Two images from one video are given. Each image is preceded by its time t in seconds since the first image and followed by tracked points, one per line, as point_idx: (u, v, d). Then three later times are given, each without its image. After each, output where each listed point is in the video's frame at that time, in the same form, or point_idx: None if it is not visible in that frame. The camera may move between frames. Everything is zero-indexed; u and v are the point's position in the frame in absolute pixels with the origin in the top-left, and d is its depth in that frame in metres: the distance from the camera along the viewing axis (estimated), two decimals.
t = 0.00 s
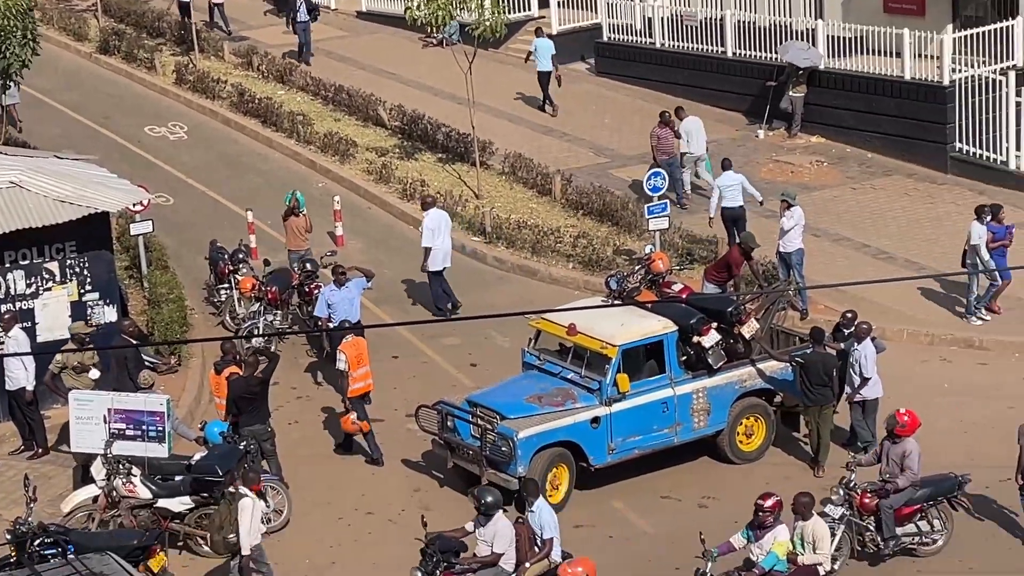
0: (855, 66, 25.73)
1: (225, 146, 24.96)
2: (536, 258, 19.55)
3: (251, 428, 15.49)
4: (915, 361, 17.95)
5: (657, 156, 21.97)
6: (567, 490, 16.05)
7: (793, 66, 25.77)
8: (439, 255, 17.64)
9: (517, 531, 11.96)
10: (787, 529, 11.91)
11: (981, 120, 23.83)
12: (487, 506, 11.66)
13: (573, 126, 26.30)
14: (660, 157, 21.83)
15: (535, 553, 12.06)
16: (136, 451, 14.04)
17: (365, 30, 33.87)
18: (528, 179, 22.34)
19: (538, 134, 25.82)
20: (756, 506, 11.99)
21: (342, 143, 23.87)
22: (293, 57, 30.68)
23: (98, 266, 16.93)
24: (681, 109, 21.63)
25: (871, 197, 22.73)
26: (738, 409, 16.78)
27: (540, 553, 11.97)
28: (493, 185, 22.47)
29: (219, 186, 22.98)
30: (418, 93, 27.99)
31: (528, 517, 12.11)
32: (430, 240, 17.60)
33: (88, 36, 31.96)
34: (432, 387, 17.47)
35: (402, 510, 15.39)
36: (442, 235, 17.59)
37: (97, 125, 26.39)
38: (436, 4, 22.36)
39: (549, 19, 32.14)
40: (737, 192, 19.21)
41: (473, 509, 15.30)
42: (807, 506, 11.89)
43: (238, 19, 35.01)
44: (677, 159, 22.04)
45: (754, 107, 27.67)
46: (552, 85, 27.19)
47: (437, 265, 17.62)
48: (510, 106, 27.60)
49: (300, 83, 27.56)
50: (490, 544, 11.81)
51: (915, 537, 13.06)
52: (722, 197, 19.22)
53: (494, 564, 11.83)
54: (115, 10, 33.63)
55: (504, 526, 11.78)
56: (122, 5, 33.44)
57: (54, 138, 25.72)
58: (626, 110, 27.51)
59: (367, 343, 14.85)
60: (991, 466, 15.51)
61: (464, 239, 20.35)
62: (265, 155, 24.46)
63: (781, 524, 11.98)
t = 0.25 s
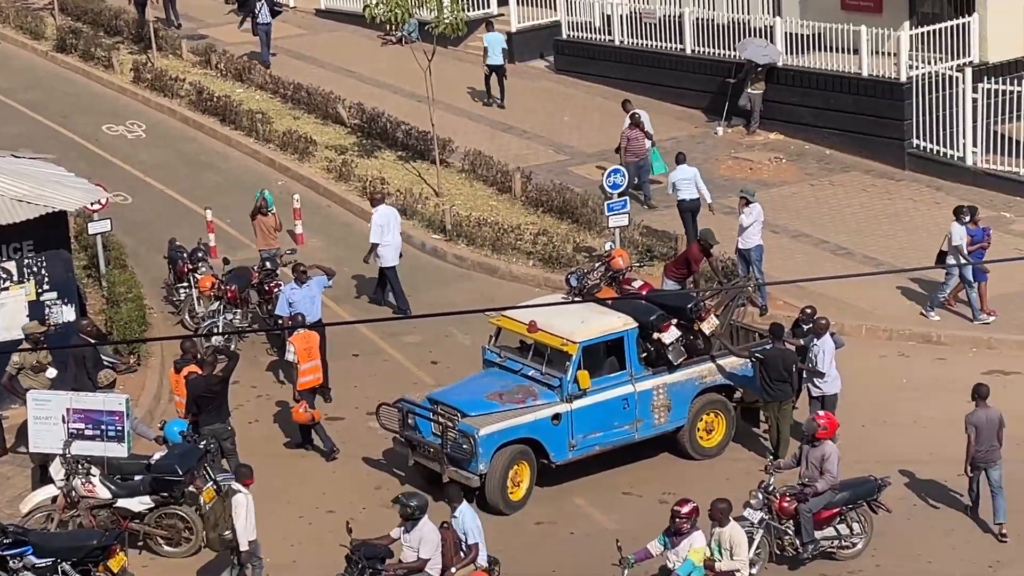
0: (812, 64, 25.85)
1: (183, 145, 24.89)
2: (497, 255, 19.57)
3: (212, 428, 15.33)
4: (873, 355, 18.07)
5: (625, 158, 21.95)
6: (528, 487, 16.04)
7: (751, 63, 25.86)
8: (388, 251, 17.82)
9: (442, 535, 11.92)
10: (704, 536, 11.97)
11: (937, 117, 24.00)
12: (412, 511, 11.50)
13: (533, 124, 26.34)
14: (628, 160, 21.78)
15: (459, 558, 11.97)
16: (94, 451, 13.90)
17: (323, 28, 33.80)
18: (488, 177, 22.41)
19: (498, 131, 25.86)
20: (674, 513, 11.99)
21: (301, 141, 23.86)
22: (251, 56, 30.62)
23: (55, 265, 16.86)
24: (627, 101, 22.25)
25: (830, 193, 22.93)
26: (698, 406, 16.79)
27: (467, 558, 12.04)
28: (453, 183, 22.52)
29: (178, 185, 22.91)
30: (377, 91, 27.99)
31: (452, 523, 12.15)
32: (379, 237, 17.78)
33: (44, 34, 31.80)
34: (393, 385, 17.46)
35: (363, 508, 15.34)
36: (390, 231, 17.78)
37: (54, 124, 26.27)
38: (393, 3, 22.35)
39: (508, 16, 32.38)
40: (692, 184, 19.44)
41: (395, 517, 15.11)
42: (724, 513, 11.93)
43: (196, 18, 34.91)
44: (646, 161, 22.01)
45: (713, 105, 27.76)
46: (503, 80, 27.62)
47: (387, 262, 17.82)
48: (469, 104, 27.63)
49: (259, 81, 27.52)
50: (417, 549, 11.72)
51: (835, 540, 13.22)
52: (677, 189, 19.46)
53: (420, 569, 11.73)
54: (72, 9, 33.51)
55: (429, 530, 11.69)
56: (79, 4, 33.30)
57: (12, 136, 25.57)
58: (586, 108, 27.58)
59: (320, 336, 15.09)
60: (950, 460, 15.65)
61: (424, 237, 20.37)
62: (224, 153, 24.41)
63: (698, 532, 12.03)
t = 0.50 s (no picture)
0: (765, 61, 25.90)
1: (133, 144, 24.76)
2: (450, 253, 19.62)
3: (164, 429, 15.00)
4: (825, 352, 18.16)
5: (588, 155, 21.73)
6: (484, 485, 15.87)
7: (703, 61, 26.00)
8: (326, 249, 17.80)
9: (354, 544, 11.49)
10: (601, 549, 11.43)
11: (889, 113, 24.00)
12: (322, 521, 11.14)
13: (488, 123, 26.37)
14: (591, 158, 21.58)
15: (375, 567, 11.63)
16: (45, 453, 13.59)
17: (275, 26, 33.67)
18: (441, 175, 22.44)
19: (451, 129, 25.87)
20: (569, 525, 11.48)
21: (253, 140, 23.79)
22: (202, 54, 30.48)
23: (5, 266, 16.72)
24: (567, 97, 22.74)
25: (782, 190, 23.04)
26: (652, 403, 16.72)
27: (379, 567, 11.55)
28: (406, 181, 22.55)
29: (129, 185, 22.79)
30: (329, 89, 27.94)
31: (365, 531, 11.67)
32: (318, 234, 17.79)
33: None
34: (346, 384, 17.44)
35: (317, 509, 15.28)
36: (329, 228, 17.76)
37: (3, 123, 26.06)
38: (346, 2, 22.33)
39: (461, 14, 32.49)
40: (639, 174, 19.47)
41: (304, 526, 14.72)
42: (621, 524, 11.42)
43: (147, 16, 34.72)
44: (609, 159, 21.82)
45: (666, 102, 27.85)
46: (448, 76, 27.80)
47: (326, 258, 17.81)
48: (422, 103, 27.64)
49: (210, 79, 27.43)
50: (327, 558, 11.42)
51: (741, 547, 12.99)
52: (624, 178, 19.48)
53: None
54: (20, 8, 33.26)
55: (340, 538, 11.34)
56: (27, 2, 33.05)
57: None
58: (540, 105, 27.61)
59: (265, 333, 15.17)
60: (902, 456, 15.74)
61: (377, 236, 20.41)
62: (174, 153, 24.32)
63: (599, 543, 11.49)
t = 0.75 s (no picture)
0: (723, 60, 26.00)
1: (91, 144, 24.65)
2: (410, 252, 19.74)
3: (122, 429, 14.82)
4: (785, 349, 18.24)
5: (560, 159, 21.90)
6: (444, 484, 15.63)
7: (662, 59, 26.03)
8: (280, 241, 18.13)
9: (273, 554, 11.35)
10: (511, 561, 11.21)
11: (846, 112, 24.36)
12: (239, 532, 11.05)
13: (449, 121, 26.40)
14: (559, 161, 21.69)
15: None
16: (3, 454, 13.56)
17: (234, 24, 33.57)
18: (401, 174, 22.49)
19: (411, 128, 25.88)
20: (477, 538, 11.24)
21: (212, 139, 23.74)
22: (161, 52, 30.39)
23: None
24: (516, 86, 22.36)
25: (740, 188, 23.16)
26: (613, 401, 16.55)
27: None
28: (365, 180, 22.60)
29: (87, 184, 22.68)
30: (288, 88, 27.89)
31: (285, 540, 11.64)
32: (270, 227, 18.10)
33: None
34: (305, 383, 17.42)
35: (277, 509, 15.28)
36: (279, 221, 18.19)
37: None
38: None
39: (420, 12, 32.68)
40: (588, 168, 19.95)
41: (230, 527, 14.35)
42: (529, 537, 11.22)
43: (103, 15, 34.55)
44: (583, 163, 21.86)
45: (625, 101, 27.93)
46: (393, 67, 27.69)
47: (280, 252, 18.13)
48: (381, 101, 27.64)
49: (168, 78, 27.36)
50: (246, 569, 11.22)
51: (660, 555, 12.79)
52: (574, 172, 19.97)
53: None
54: None
55: (257, 549, 11.18)
56: None
57: None
58: (501, 104, 27.64)
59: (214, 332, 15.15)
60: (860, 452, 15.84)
61: (337, 235, 20.50)
62: (132, 152, 24.23)
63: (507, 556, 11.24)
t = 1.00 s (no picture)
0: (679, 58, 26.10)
1: (45, 144, 24.53)
2: (368, 251, 19.81)
3: (79, 431, 14.65)
4: (741, 345, 18.32)
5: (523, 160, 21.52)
6: (403, 483, 15.52)
7: (618, 57, 26.08)
8: (222, 240, 18.18)
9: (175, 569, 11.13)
10: None
11: (801, 110, 24.57)
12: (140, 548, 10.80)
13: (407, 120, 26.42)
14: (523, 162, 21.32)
15: None
16: None
17: (188, 23, 33.46)
18: (358, 173, 22.54)
19: (368, 127, 25.87)
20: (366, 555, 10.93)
21: (168, 138, 23.67)
22: (115, 51, 30.29)
23: None
24: (453, 87, 22.76)
25: (696, 186, 23.26)
26: (571, 399, 16.46)
27: None
28: (322, 178, 22.60)
29: (42, 184, 22.55)
30: (244, 87, 27.83)
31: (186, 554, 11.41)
32: (212, 226, 18.08)
33: None
34: (261, 382, 17.40)
35: (234, 509, 15.29)
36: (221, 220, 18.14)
37: None
38: None
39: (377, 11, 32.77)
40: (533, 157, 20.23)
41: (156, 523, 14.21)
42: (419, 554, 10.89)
43: (57, 14, 34.35)
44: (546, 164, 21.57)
45: (582, 99, 27.99)
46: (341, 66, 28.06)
47: (224, 251, 18.21)
48: (338, 100, 27.63)
49: (123, 77, 27.29)
50: None
51: (569, 568, 12.34)
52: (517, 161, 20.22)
53: None
54: None
55: (158, 566, 10.93)
56: None
57: None
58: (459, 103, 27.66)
59: (148, 335, 15.14)
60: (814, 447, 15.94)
61: (294, 234, 20.52)
62: (87, 151, 24.15)
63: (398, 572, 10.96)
